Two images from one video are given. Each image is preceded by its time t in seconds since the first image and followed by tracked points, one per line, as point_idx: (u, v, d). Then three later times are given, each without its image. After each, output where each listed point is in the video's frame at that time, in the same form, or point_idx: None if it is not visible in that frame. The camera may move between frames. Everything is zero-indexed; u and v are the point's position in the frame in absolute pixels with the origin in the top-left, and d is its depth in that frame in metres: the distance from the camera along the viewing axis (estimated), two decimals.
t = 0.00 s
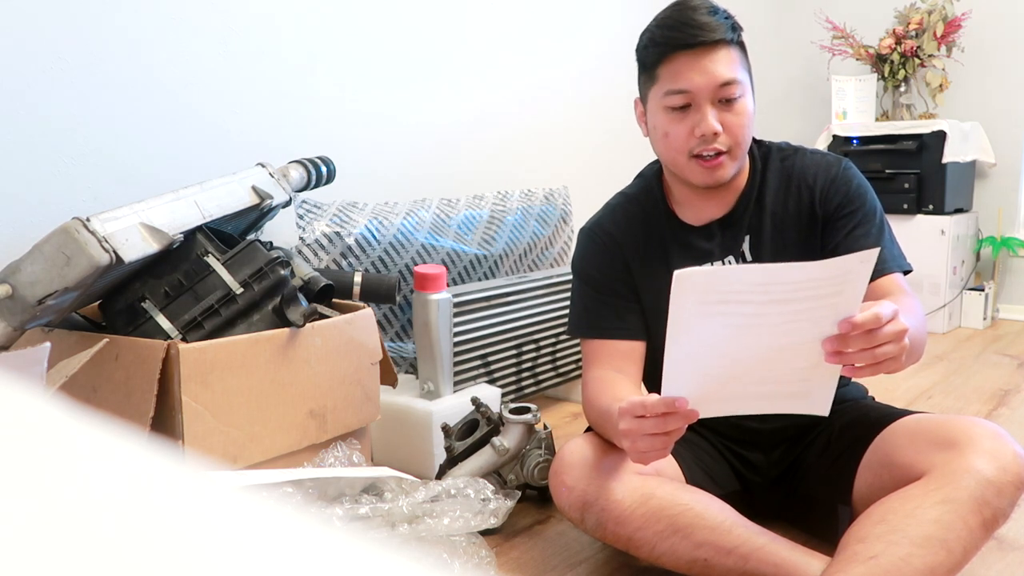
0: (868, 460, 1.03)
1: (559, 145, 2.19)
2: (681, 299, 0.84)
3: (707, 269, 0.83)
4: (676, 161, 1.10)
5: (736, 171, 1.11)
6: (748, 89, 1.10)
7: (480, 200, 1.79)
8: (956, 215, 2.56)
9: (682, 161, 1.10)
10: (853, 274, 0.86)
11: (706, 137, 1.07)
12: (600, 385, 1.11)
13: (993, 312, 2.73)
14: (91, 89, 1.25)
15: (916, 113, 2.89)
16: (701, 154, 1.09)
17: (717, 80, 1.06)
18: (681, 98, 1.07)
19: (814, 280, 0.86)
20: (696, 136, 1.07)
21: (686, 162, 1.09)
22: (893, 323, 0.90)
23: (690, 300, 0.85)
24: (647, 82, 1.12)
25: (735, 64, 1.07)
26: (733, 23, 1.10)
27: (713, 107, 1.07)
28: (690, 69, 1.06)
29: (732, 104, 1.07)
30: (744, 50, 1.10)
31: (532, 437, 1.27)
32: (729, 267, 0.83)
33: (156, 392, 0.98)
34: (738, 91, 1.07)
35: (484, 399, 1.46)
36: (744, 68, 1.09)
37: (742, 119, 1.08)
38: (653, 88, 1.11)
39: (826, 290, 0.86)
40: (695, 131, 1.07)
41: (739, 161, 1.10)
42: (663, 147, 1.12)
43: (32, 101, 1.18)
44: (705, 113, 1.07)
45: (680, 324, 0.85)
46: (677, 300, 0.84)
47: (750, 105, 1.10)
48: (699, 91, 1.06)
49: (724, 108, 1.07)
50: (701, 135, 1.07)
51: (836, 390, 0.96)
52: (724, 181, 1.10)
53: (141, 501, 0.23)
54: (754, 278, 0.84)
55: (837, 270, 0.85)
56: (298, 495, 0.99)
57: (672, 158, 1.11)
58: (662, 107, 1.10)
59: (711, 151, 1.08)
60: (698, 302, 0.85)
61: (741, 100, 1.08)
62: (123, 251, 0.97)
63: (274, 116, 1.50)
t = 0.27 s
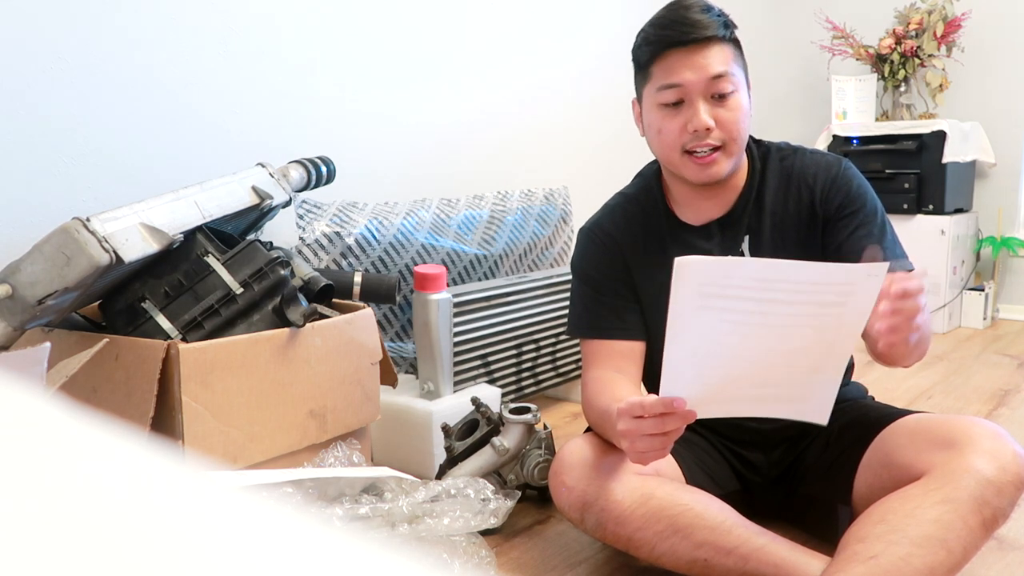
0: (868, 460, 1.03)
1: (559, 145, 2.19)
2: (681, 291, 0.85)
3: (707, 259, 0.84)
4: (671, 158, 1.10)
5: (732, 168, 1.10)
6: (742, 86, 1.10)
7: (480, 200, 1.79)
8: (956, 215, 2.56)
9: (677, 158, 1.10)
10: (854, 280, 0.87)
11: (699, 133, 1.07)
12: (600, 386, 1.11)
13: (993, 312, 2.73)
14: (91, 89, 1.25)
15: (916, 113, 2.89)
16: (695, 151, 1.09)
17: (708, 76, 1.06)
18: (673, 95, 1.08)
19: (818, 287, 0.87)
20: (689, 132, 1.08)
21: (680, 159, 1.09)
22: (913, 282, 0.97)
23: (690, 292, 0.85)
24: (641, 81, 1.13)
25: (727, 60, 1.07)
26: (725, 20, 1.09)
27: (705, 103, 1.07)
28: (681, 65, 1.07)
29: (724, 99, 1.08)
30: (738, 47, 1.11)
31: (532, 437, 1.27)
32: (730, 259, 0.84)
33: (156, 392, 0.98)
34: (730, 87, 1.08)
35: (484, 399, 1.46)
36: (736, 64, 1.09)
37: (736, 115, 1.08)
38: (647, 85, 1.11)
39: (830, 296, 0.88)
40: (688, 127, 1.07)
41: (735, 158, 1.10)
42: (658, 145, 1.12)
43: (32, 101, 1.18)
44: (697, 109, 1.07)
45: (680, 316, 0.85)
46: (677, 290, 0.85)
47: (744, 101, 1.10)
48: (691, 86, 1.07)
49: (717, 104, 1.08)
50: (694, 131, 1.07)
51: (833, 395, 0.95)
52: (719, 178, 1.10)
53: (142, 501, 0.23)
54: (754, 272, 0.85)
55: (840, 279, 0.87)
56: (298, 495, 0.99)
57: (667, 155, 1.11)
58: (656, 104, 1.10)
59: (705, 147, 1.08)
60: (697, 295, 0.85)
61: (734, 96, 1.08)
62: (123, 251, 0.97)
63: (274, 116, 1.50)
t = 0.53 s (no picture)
0: (868, 459, 1.03)
1: (559, 145, 2.19)
2: (675, 295, 0.85)
3: (702, 264, 0.84)
4: (670, 150, 1.10)
5: (732, 161, 1.09)
6: (743, 80, 1.09)
7: (480, 200, 1.79)
8: (956, 215, 2.56)
9: (676, 150, 1.09)
10: (851, 281, 0.88)
11: (696, 122, 1.06)
12: (601, 385, 1.11)
13: (993, 312, 2.73)
14: (91, 88, 1.25)
15: (916, 113, 2.89)
16: (693, 141, 1.08)
17: (706, 65, 1.06)
18: (671, 85, 1.08)
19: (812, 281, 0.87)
20: (687, 122, 1.07)
21: (678, 150, 1.09)
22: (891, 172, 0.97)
23: (684, 295, 0.85)
24: (643, 75, 1.13)
25: (726, 52, 1.08)
26: (727, 16, 1.10)
27: (704, 92, 1.07)
28: (680, 56, 1.07)
29: (723, 90, 1.07)
30: (739, 42, 1.11)
31: (532, 437, 1.27)
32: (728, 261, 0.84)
33: (156, 392, 0.98)
34: (730, 78, 1.08)
35: (484, 399, 1.46)
36: (737, 58, 1.09)
37: (735, 107, 1.08)
38: (647, 79, 1.12)
39: (823, 293, 0.88)
40: (685, 116, 1.07)
41: (734, 150, 1.09)
42: (657, 138, 1.11)
43: (31, 101, 1.18)
44: (695, 99, 1.07)
45: (675, 320, 0.85)
46: (672, 299, 0.85)
47: (746, 95, 1.10)
48: (689, 77, 1.07)
49: (715, 95, 1.07)
50: (692, 120, 1.07)
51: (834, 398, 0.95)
52: (718, 170, 1.09)
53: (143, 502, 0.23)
54: (750, 275, 0.85)
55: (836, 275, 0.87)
56: (298, 495, 0.99)
57: (666, 146, 1.10)
58: (655, 96, 1.10)
59: (702, 137, 1.07)
60: (692, 298, 0.85)
61: (734, 88, 1.08)
62: (123, 251, 0.97)
63: (274, 116, 1.50)
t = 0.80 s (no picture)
0: (868, 459, 1.03)
1: (559, 145, 2.19)
2: (670, 286, 0.86)
3: (696, 255, 0.85)
4: (670, 140, 1.10)
5: (732, 152, 1.09)
6: (745, 73, 1.10)
7: (480, 199, 1.79)
8: (956, 215, 2.56)
9: (677, 140, 1.09)
10: (845, 273, 0.87)
11: (697, 111, 1.07)
12: (602, 384, 1.11)
13: (993, 312, 2.73)
14: (91, 88, 1.25)
15: (916, 113, 2.89)
16: (693, 130, 1.08)
17: (708, 55, 1.07)
18: (672, 76, 1.09)
19: (811, 275, 0.87)
20: (688, 111, 1.07)
21: (679, 140, 1.09)
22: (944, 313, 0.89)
23: (679, 287, 0.86)
24: (645, 70, 1.14)
25: (727, 44, 1.08)
26: (729, 12, 1.11)
27: (705, 81, 1.07)
28: (680, 47, 1.08)
29: (724, 81, 1.08)
30: (742, 37, 1.11)
31: (532, 437, 1.27)
32: (714, 254, 0.85)
33: (156, 392, 0.98)
34: (730, 69, 1.08)
35: (484, 399, 1.46)
36: (739, 51, 1.09)
37: (736, 97, 1.07)
38: (649, 72, 1.13)
39: (820, 287, 0.88)
40: (686, 106, 1.07)
41: (735, 141, 1.08)
42: (659, 131, 1.11)
43: (31, 101, 1.18)
44: (696, 88, 1.07)
45: (670, 313, 0.87)
46: (666, 287, 0.86)
47: (748, 87, 1.09)
48: (689, 66, 1.07)
49: (716, 84, 1.07)
50: (693, 110, 1.07)
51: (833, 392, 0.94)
52: (718, 160, 1.08)
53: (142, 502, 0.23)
54: (746, 267, 0.86)
55: (833, 268, 0.87)
56: (298, 495, 0.99)
57: (666, 137, 1.10)
58: (657, 88, 1.11)
59: (703, 126, 1.07)
60: (686, 291, 0.86)
61: (736, 79, 1.08)
62: (123, 251, 0.97)
63: (274, 116, 1.50)
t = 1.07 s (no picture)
0: (868, 459, 1.03)
1: (559, 145, 2.19)
2: (672, 288, 0.86)
3: (699, 256, 0.86)
4: (679, 154, 1.10)
5: (740, 166, 1.10)
6: (754, 84, 1.09)
7: (480, 199, 1.79)
8: (956, 215, 2.56)
9: (687, 154, 1.09)
10: (846, 270, 0.86)
11: (710, 129, 1.07)
12: (602, 385, 1.11)
13: (993, 312, 2.73)
14: (91, 88, 1.25)
15: (916, 113, 2.89)
16: (705, 147, 1.08)
17: (723, 73, 1.06)
18: (686, 91, 1.07)
19: (813, 276, 0.86)
20: (701, 128, 1.07)
21: (689, 155, 1.09)
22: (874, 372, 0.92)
23: (681, 287, 0.87)
24: (653, 76, 1.12)
25: (740, 58, 1.07)
26: (739, 19, 1.10)
27: (718, 99, 1.07)
28: (695, 61, 1.06)
29: (736, 97, 1.07)
30: (750, 45, 1.11)
31: (532, 437, 1.27)
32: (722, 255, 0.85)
33: (156, 392, 0.98)
34: (743, 84, 1.07)
35: (484, 399, 1.46)
36: (749, 63, 1.09)
37: (747, 113, 1.08)
38: (659, 81, 1.11)
39: (821, 286, 0.87)
40: (699, 123, 1.07)
41: (744, 155, 1.10)
42: (667, 141, 1.11)
43: (31, 101, 1.18)
44: (710, 106, 1.07)
45: (672, 315, 0.87)
46: (670, 283, 0.86)
47: (756, 100, 1.10)
48: (705, 83, 1.06)
49: (729, 102, 1.07)
50: (706, 127, 1.07)
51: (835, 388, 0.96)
52: (727, 175, 1.10)
53: (142, 501, 0.23)
54: (748, 268, 0.86)
55: (833, 267, 0.86)
56: (298, 495, 0.99)
57: (676, 151, 1.10)
58: (667, 100, 1.10)
59: (715, 144, 1.07)
60: (691, 293, 0.87)
61: (747, 94, 1.08)
62: (123, 251, 0.97)
63: (274, 117, 1.50)
